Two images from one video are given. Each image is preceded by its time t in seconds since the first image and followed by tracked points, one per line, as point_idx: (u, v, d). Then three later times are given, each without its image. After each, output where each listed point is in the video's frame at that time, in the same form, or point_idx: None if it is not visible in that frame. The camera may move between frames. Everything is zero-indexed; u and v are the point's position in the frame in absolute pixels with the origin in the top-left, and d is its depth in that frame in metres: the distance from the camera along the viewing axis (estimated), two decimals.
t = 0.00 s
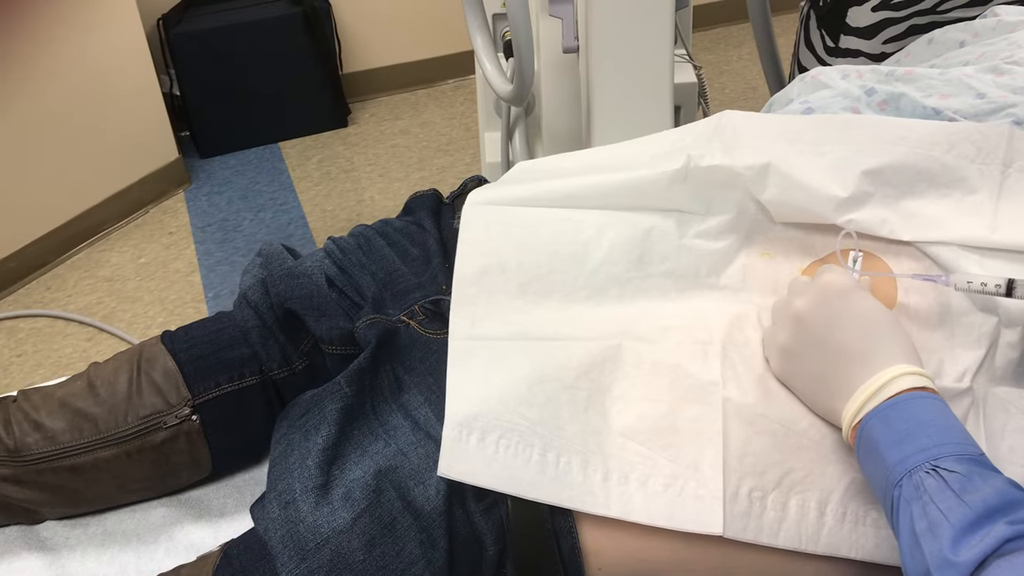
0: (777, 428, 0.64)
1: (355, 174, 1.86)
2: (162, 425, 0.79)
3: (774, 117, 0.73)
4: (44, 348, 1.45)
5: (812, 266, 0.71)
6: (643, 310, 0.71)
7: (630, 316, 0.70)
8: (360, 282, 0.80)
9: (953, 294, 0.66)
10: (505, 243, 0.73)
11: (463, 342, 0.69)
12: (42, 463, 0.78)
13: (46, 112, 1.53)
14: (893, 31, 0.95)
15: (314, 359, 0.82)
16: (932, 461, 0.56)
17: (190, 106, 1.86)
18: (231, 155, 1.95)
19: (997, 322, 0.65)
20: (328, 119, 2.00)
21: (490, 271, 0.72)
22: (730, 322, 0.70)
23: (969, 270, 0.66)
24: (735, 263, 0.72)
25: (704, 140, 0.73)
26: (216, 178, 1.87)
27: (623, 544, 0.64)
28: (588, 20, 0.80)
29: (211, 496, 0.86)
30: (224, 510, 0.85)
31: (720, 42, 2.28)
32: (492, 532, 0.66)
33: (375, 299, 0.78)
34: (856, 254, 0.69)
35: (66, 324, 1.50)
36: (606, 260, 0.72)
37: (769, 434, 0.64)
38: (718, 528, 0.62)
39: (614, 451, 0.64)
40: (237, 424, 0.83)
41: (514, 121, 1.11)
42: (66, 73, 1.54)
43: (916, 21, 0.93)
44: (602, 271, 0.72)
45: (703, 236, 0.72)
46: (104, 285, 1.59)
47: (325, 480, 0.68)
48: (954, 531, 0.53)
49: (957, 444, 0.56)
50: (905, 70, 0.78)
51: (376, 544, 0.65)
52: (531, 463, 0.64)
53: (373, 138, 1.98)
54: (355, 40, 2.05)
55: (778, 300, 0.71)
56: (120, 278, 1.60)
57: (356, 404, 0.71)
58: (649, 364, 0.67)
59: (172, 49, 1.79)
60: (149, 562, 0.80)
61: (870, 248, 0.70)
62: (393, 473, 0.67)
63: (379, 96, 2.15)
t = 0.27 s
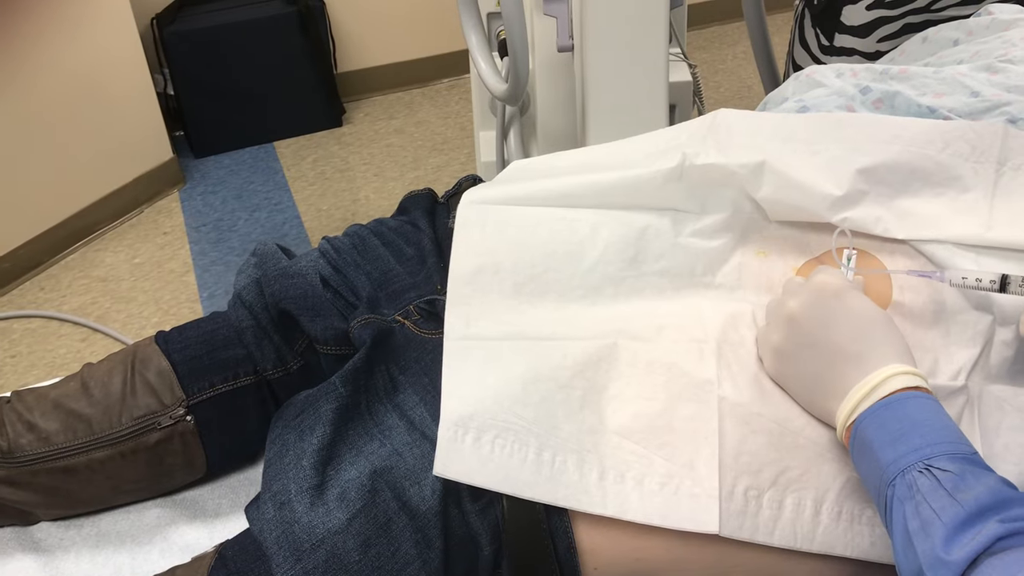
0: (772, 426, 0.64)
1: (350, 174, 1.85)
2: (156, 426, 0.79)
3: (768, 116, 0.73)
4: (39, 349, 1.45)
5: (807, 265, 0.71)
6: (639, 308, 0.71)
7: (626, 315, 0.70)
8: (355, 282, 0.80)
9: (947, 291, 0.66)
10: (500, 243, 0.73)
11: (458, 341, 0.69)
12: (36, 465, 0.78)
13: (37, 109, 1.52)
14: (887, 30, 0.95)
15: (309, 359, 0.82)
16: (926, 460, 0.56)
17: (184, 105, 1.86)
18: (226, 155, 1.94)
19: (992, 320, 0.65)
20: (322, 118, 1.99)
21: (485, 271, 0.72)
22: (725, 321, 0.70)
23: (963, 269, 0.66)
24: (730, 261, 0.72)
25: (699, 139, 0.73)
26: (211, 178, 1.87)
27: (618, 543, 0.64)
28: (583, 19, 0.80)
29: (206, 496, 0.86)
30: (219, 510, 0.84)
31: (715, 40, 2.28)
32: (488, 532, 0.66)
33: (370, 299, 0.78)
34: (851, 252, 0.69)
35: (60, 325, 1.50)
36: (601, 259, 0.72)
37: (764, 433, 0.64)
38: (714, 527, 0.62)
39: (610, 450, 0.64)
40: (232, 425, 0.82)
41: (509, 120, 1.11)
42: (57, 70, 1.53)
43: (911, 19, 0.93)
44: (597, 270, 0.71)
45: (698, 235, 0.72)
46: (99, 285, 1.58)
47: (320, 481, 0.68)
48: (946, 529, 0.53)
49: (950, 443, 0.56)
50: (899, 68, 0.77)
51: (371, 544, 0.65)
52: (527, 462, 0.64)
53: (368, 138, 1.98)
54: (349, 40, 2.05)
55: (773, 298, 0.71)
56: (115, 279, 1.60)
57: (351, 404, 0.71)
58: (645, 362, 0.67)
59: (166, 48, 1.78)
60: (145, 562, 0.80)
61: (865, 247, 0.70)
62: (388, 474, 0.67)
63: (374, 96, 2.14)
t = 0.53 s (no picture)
0: (771, 426, 0.64)
1: (348, 173, 1.85)
2: (153, 426, 0.79)
3: (767, 114, 0.73)
4: (37, 348, 1.45)
5: (806, 263, 0.71)
6: (637, 307, 0.70)
7: (624, 314, 0.70)
8: (353, 281, 0.80)
9: (946, 289, 0.66)
10: (498, 241, 0.73)
11: (457, 341, 0.69)
12: (33, 465, 0.78)
13: (32, 106, 1.51)
14: (886, 28, 0.95)
15: (306, 358, 0.82)
16: (924, 459, 0.56)
17: (182, 104, 1.85)
18: (223, 153, 1.94)
19: (990, 319, 0.65)
20: (320, 117, 1.99)
21: (483, 270, 0.72)
22: (724, 320, 0.69)
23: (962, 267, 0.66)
24: (729, 260, 0.72)
25: (697, 137, 0.73)
26: (209, 177, 1.86)
27: (617, 542, 0.64)
28: (581, 17, 0.80)
29: (204, 496, 0.86)
30: (217, 510, 0.84)
31: (713, 39, 2.28)
32: (486, 532, 0.66)
33: (368, 298, 0.78)
34: (850, 250, 0.69)
35: (57, 324, 1.49)
36: (599, 257, 0.71)
37: (763, 432, 0.64)
38: (712, 526, 0.61)
39: (609, 449, 0.64)
40: (230, 425, 0.82)
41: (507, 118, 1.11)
42: (52, 67, 1.53)
43: (909, 17, 0.93)
44: (595, 269, 0.71)
45: (696, 234, 0.72)
46: (97, 284, 1.58)
47: (318, 481, 0.67)
48: (944, 529, 0.53)
49: (948, 442, 0.56)
50: (898, 66, 0.77)
51: (369, 544, 0.65)
52: (526, 461, 0.64)
53: (366, 136, 1.98)
54: (347, 38, 2.04)
55: (772, 297, 0.71)
56: (113, 278, 1.59)
57: (349, 403, 0.71)
58: (643, 362, 0.67)
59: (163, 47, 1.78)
60: (142, 562, 0.80)
61: (864, 245, 0.70)
62: (386, 473, 0.67)
63: (371, 94, 2.14)
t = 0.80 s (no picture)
0: (772, 425, 0.64)
1: (349, 171, 1.85)
2: (154, 425, 0.79)
3: (767, 113, 0.73)
4: (38, 347, 1.45)
5: (807, 262, 0.71)
6: (638, 306, 0.70)
7: (624, 312, 0.70)
8: (353, 280, 0.80)
9: (947, 288, 0.66)
10: (499, 241, 0.72)
11: (457, 340, 0.69)
12: (34, 465, 0.78)
13: (32, 106, 1.51)
14: (886, 25, 0.95)
15: (307, 358, 0.82)
16: (926, 459, 0.56)
17: (182, 103, 1.85)
18: (224, 152, 1.94)
19: (991, 317, 0.65)
20: (320, 115, 1.99)
21: (483, 270, 0.72)
22: (724, 319, 0.69)
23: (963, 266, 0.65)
24: (730, 259, 0.72)
25: (698, 136, 0.73)
26: (209, 176, 1.86)
27: (618, 541, 0.64)
28: (581, 16, 0.79)
29: (205, 495, 0.86)
30: (217, 510, 0.84)
31: (714, 36, 2.27)
32: (487, 531, 0.66)
33: (368, 298, 0.78)
34: (851, 249, 0.69)
35: (58, 323, 1.49)
36: (599, 256, 0.71)
37: (764, 431, 0.64)
38: (714, 525, 0.61)
39: (609, 449, 0.64)
40: (230, 424, 0.82)
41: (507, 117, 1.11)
42: (51, 66, 1.52)
43: (910, 15, 0.93)
44: (596, 268, 0.71)
45: (697, 232, 0.72)
46: (97, 283, 1.58)
47: (318, 480, 0.67)
48: (946, 529, 0.53)
49: (950, 442, 0.56)
50: (898, 65, 0.77)
51: (370, 544, 0.65)
52: (526, 460, 0.63)
53: (366, 135, 1.98)
54: (347, 37, 2.04)
55: (772, 295, 0.71)
56: (113, 277, 1.59)
57: (349, 403, 0.71)
58: (643, 360, 0.67)
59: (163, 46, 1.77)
60: (143, 562, 0.80)
61: (865, 244, 0.69)
62: (387, 473, 0.67)
63: (372, 93, 2.14)
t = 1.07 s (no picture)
0: (773, 424, 0.64)
1: (349, 169, 1.85)
2: (153, 425, 0.79)
3: (767, 110, 0.73)
4: (38, 346, 1.44)
5: (807, 260, 0.71)
6: (638, 305, 0.70)
7: (624, 311, 0.70)
8: (352, 279, 0.80)
9: (948, 286, 0.66)
10: (498, 239, 0.72)
11: (457, 339, 0.69)
12: (33, 464, 0.77)
13: (32, 105, 1.51)
14: (887, 23, 0.95)
15: (307, 357, 0.82)
16: (927, 458, 0.56)
17: (182, 102, 1.85)
18: (224, 150, 1.94)
19: (992, 315, 0.65)
20: (320, 113, 1.99)
21: (483, 268, 0.71)
22: (725, 318, 0.69)
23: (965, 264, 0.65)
24: (730, 257, 0.72)
25: (698, 133, 0.73)
26: (209, 174, 1.86)
27: (618, 541, 0.63)
28: (581, 14, 0.79)
29: (204, 495, 0.86)
30: (217, 509, 0.84)
31: (714, 34, 2.27)
32: (487, 531, 0.66)
33: (368, 297, 0.78)
34: (851, 247, 0.69)
35: (58, 322, 1.49)
36: (599, 255, 0.71)
37: (765, 430, 0.64)
38: (714, 525, 0.61)
39: (609, 448, 0.64)
40: (229, 424, 0.82)
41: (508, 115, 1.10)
42: (51, 65, 1.52)
43: (911, 12, 0.92)
44: (596, 266, 0.71)
45: (698, 231, 0.72)
46: (98, 282, 1.58)
47: (318, 480, 0.67)
48: (948, 528, 0.53)
49: (951, 441, 0.56)
50: (899, 62, 0.77)
51: (369, 543, 0.65)
52: (526, 460, 0.63)
53: (366, 133, 1.97)
54: (347, 35, 2.04)
55: (773, 294, 0.71)
56: (114, 275, 1.59)
57: (348, 402, 0.71)
58: (643, 359, 0.67)
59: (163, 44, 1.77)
60: (142, 561, 0.80)
61: (865, 242, 0.69)
62: (386, 472, 0.66)
63: (372, 91, 2.13)
